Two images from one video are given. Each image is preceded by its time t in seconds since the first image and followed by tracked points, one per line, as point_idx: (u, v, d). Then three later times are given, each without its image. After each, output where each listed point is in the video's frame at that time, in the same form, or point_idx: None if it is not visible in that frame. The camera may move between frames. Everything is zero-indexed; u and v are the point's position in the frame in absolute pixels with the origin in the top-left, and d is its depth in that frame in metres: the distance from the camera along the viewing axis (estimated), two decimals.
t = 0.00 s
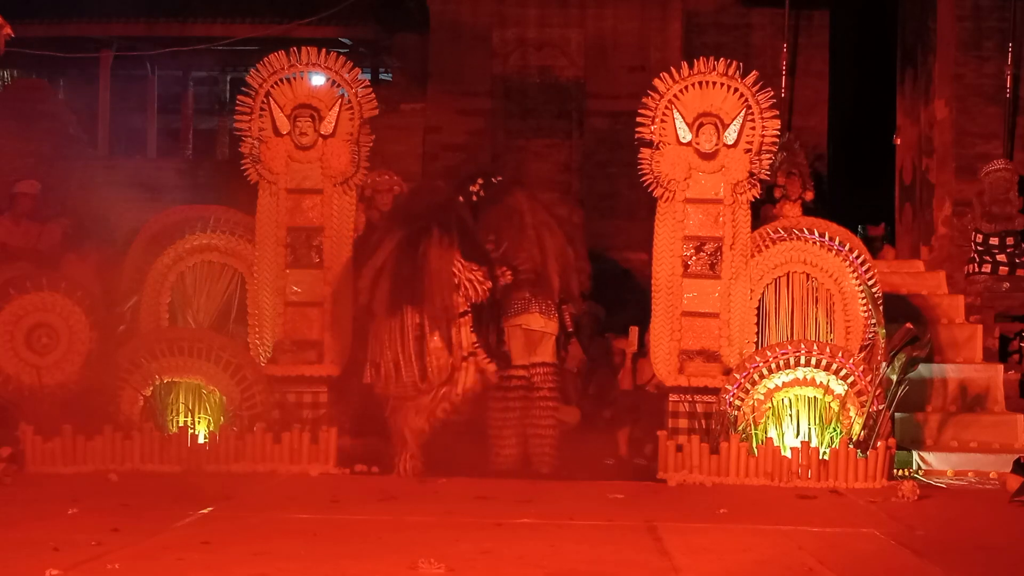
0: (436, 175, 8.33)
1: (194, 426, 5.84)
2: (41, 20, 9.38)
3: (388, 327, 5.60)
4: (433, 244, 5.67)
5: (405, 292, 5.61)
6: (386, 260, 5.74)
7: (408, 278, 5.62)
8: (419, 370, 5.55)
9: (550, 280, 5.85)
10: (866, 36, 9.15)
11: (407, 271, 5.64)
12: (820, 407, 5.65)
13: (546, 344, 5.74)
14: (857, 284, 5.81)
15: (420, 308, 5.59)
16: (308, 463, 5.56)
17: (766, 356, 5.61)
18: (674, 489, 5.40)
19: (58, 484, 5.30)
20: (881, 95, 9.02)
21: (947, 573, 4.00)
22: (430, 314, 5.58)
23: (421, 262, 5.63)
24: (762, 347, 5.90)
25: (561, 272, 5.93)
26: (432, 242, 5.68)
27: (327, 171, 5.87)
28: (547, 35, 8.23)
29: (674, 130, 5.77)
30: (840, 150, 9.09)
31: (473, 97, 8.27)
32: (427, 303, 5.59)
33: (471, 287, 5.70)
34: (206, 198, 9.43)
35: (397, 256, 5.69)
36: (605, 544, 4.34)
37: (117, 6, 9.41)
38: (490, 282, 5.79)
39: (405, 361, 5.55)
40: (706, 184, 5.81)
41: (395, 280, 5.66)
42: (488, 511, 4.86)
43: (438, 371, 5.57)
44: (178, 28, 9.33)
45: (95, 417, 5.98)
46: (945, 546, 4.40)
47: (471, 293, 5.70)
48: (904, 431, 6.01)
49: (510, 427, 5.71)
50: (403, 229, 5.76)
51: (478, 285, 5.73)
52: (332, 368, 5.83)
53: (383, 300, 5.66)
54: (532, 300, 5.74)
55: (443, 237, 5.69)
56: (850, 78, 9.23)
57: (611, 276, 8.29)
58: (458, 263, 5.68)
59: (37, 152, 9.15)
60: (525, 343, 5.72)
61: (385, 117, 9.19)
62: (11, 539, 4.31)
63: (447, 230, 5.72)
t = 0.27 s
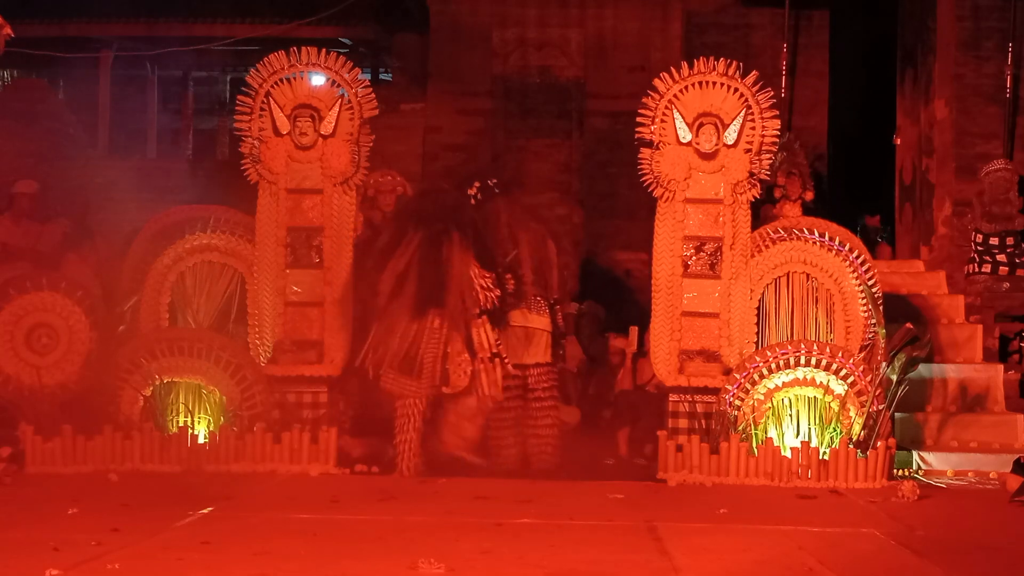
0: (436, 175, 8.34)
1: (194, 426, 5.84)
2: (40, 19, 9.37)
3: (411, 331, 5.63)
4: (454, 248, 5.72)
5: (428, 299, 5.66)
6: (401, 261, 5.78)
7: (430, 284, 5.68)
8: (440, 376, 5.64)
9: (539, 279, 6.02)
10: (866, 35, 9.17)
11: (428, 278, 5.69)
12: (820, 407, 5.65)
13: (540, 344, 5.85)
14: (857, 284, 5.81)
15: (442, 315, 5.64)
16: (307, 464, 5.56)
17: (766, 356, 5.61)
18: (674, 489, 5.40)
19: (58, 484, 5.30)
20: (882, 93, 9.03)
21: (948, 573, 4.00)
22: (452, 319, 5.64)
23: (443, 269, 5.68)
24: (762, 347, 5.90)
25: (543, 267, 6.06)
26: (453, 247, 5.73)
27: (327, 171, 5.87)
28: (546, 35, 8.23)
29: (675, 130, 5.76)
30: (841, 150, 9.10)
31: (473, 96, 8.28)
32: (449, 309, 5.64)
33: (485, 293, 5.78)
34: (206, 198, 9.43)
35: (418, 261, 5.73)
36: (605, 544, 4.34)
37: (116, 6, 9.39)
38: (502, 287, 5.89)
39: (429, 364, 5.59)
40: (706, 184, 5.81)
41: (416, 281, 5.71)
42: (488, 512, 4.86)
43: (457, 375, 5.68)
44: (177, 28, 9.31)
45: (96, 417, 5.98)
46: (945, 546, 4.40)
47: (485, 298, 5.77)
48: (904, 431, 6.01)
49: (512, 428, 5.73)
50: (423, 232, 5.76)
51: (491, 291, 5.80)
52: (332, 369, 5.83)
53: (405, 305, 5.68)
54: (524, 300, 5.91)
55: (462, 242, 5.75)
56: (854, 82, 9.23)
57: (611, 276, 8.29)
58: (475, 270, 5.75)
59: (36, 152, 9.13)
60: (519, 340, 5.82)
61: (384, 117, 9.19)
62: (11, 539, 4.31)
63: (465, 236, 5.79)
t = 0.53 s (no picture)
0: (436, 175, 8.34)
1: (194, 426, 5.83)
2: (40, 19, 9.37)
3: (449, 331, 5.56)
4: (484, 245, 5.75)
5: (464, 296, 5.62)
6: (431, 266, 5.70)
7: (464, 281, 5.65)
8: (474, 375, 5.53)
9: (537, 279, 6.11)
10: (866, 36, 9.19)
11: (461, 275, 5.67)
12: (820, 407, 5.65)
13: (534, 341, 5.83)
14: (857, 284, 5.81)
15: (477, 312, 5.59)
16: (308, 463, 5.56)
17: (766, 356, 5.61)
18: (674, 489, 5.40)
19: (58, 484, 5.30)
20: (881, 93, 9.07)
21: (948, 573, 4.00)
22: (488, 323, 5.60)
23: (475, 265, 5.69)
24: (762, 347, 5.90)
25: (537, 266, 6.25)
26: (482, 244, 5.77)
27: (327, 171, 5.87)
28: (546, 35, 8.23)
29: (675, 130, 5.76)
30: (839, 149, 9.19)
31: (473, 96, 8.27)
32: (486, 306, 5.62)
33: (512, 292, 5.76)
34: (205, 198, 9.43)
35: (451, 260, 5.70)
36: (606, 544, 4.34)
37: (116, 6, 9.39)
38: (525, 290, 5.93)
39: (465, 367, 5.52)
40: (706, 184, 5.81)
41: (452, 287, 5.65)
42: (488, 512, 4.86)
43: (489, 375, 5.55)
44: (177, 27, 9.29)
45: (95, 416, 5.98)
46: (945, 546, 4.40)
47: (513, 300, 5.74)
48: (904, 431, 6.01)
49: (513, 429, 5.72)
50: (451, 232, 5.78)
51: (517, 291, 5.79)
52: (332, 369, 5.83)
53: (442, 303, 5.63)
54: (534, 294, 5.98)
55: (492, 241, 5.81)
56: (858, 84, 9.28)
57: (611, 276, 8.30)
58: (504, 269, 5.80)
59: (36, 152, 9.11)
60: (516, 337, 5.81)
61: (384, 117, 9.21)
62: (11, 539, 4.31)
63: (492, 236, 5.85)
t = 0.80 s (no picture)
0: (437, 175, 8.34)
1: (194, 425, 5.83)
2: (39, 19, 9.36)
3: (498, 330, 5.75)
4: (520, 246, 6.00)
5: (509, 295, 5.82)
6: (466, 262, 5.95)
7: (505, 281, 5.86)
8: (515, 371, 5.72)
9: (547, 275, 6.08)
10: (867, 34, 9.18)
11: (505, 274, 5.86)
12: (820, 407, 5.65)
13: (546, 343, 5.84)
14: (857, 284, 5.81)
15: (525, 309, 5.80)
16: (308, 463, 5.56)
17: (766, 356, 5.61)
18: (674, 489, 5.40)
19: (58, 484, 5.30)
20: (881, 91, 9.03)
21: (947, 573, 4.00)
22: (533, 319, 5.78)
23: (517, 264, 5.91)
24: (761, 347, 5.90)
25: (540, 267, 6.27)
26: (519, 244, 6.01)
27: (327, 171, 5.87)
28: (546, 35, 8.24)
29: (675, 130, 5.76)
30: (840, 149, 9.21)
31: (474, 96, 8.27)
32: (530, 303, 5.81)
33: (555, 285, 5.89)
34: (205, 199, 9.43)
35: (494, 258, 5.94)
36: (606, 544, 4.34)
37: (115, 6, 9.39)
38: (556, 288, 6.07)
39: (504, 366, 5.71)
40: (706, 184, 5.80)
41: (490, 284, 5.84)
42: (488, 511, 4.86)
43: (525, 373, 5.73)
44: (178, 27, 9.29)
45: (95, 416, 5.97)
46: (945, 546, 4.40)
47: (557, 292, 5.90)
48: (904, 431, 6.01)
49: (513, 430, 5.71)
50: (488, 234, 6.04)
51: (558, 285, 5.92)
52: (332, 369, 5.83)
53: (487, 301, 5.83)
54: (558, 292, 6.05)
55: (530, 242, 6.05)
56: (858, 82, 9.30)
57: (611, 276, 8.30)
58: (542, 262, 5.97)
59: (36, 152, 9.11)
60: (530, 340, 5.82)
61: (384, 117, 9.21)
62: (11, 539, 4.31)
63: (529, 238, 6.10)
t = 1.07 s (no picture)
0: (437, 175, 8.34)
1: (194, 425, 5.82)
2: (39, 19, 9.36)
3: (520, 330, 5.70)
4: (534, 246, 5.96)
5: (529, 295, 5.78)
6: (480, 263, 5.88)
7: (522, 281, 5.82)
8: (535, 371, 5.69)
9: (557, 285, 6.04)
10: (866, 34, 9.18)
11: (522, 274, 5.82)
12: (820, 407, 5.64)
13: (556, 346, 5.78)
14: (857, 284, 5.81)
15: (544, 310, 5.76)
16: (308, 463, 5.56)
17: (767, 356, 5.61)
18: (675, 488, 5.40)
19: (59, 484, 5.30)
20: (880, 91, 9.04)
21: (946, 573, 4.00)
22: (554, 318, 5.76)
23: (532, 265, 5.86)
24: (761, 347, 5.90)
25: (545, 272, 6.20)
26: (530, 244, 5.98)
27: (327, 171, 5.87)
28: (546, 35, 8.24)
29: (675, 130, 5.76)
30: (839, 148, 9.17)
31: (474, 96, 8.27)
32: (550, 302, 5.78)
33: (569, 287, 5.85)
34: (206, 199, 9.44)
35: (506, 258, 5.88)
36: (606, 544, 4.35)
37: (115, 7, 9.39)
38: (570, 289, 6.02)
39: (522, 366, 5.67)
40: (706, 184, 5.80)
41: (505, 284, 5.79)
42: (489, 511, 4.86)
43: (545, 376, 5.70)
44: (178, 27, 9.30)
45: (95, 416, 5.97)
46: (945, 546, 4.40)
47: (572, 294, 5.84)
48: (904, 431, 6.00)
49: (514, 430, 5.71)
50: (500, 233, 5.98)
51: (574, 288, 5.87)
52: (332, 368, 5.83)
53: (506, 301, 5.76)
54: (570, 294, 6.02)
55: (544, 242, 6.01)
56: (857, 82, 9.30)
57: (611, 276, 8.31)
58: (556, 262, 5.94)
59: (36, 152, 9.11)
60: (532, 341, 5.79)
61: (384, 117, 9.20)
62: (11, 538, 4.31)
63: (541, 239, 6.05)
